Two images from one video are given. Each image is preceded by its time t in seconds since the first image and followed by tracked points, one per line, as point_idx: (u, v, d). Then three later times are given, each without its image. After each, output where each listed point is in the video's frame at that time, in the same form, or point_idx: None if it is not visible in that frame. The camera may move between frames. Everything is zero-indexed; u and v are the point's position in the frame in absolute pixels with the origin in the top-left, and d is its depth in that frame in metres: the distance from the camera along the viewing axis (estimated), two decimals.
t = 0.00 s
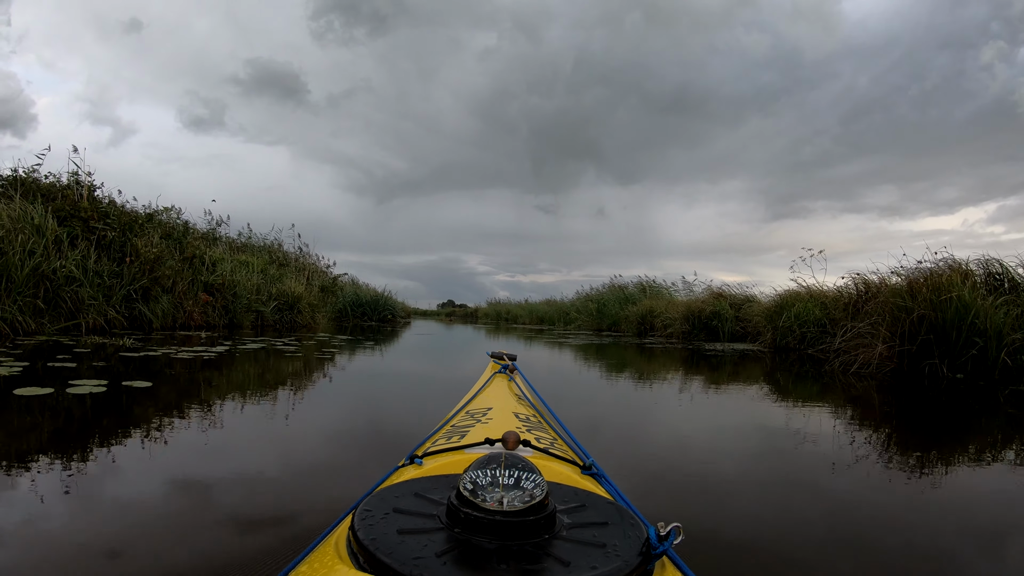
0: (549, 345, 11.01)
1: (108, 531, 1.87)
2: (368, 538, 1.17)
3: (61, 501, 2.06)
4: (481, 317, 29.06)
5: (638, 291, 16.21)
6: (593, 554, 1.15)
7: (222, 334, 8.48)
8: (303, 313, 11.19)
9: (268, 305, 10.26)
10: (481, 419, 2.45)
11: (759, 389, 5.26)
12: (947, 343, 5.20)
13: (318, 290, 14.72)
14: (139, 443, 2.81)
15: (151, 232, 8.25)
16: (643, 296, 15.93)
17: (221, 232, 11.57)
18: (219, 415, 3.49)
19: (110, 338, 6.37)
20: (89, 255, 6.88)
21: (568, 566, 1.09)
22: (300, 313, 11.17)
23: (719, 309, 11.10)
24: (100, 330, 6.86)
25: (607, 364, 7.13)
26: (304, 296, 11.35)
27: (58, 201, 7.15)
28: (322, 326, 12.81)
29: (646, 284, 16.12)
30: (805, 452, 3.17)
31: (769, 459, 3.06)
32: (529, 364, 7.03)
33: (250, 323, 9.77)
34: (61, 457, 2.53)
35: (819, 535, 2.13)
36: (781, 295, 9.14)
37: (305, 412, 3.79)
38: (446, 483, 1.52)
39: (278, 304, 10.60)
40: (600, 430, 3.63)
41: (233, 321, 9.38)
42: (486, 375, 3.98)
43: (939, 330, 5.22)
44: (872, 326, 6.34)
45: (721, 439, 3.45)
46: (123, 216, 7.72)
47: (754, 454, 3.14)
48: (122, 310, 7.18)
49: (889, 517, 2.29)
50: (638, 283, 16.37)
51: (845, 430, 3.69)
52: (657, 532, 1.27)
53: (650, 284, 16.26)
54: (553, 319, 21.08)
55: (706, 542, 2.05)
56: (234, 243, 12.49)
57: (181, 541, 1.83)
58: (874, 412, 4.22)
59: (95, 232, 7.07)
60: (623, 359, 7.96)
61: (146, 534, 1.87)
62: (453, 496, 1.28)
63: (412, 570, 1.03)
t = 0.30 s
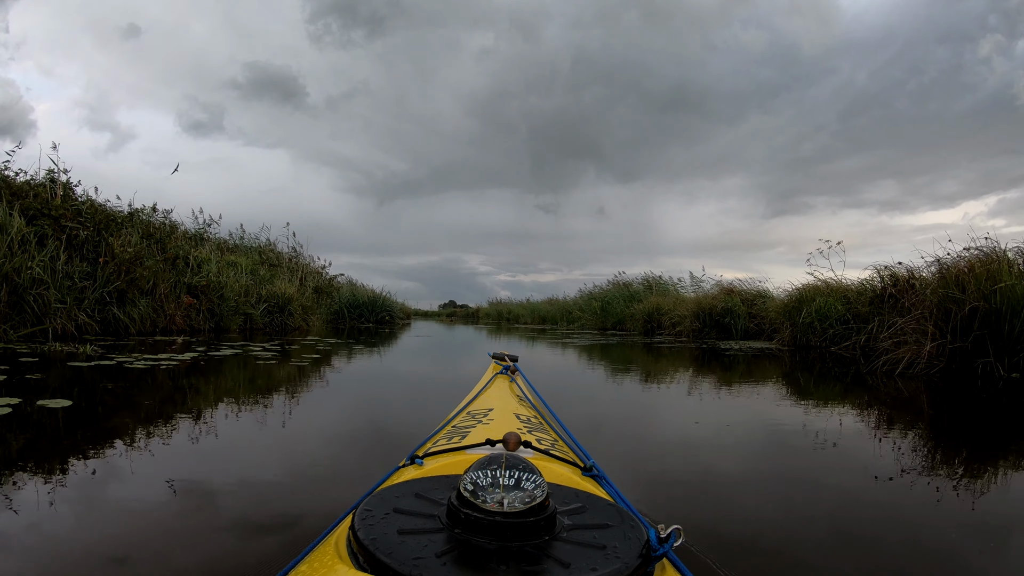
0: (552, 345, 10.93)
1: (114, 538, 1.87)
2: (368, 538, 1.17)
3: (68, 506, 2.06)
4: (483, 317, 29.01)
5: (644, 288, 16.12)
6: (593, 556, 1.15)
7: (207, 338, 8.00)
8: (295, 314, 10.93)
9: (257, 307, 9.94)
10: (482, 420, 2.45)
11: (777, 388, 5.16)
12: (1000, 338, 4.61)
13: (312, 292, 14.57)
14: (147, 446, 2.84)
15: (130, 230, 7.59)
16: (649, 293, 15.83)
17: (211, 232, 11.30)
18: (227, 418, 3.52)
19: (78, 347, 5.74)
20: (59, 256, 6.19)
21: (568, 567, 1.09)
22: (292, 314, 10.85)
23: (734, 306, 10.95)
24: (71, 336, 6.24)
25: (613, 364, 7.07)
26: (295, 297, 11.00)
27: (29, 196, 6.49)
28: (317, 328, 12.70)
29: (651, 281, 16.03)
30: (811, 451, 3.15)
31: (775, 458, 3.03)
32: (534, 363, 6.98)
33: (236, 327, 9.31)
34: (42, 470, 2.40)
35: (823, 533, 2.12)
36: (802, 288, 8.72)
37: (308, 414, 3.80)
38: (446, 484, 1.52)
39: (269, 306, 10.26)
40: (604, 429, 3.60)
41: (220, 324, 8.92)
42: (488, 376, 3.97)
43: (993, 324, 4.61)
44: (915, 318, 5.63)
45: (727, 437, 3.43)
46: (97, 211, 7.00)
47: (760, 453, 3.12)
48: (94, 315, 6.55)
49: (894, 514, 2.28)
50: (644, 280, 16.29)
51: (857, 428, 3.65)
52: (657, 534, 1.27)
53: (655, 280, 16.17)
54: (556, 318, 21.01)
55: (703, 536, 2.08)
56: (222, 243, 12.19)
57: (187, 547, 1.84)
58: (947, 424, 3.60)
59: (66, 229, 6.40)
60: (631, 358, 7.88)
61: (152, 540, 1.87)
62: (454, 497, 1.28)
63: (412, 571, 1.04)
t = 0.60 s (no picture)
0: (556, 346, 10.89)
1: (119, 542, 1.88)
2: (370, 542, 1.17)
3: (73, 511, 2.08)
4: (485, 317, 28.99)
5: (649, 287, 16.06)
6: (596, 554, 1.15)
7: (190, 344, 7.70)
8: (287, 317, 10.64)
9: (246, 309, 9.72)
10: (482, 420, 2.46)
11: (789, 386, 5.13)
12: None
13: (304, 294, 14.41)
14: (152, 448, 2.87)
15: (103, 230, 7.32)
16: (656, 291, 15.73)
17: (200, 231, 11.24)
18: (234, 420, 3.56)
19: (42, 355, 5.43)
20: (26, 256, 6.01)
21: (572, 566, 1.09)
22: (283, 318, 10.56)
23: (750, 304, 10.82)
24: (37, 343, 5.97)
25: (618, 365, 7.03)
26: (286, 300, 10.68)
27: None
28: (310, 330, 12.63)
29: (658, 279, 15.95)
30: (813, 447, 3.15)
31: (780, 455, 3.02)
32: (538, 364, 6.96)
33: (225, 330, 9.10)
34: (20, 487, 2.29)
35: (826, 527, 2.13)
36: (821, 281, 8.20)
37: (310, 416, 3.82)
38: (448, 485, 1.52)
39: (258, 308, 10.01)
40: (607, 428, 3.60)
41: (206, 327, 8.65)
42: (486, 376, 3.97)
43: None
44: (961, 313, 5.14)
45: (730, 435, 3.43)
46: (67, 209, 6.74)
47: (762, 450, 3.12)
48: (64, 320, 6.26)
49: (897, 509, 2.28)
50: (651, 278, 16.21)
51: (870, 427, 3.61)
52: (660, 531, 1.27)
53: (662, 278, 16.08)
54: (559, 319, 20.99)
55: (705, 530, 2.09)
56: (209, 244, 12.07)
57: (191, 550, 1.85)
58: (1002, 437, 3.16)
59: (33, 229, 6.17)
60: (637, 360, 7.84)
61: (157, 543, 1.89)
62: (455, 498, 1.28)
63: (414, 573, 1.04)
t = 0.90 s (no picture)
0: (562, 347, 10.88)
1: (126, 544, 1.88)
2: (375, 546, 1.18)
3: (79, 510, 2.09)
4: (491, 318, 29.04)
5: (660, 287, 15.99)
6: (601, 549, 1.16)
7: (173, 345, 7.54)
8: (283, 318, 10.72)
9: (238, 309, 9.68)
10: (482, 420, 2.47)
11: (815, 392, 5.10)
12: None
13: (305, 294, 14.38)
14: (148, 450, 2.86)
15: (79, 225, 7.35)
16: (667, 291, 15.64)
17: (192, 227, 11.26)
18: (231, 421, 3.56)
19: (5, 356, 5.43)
20: None
21: (577, 562, 1.10)
22: (277, 317, 10.49)
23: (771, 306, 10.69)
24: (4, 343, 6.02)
25: (628, 369, 7.03)
26: (280, 298, 10.65)
27: None
28: (308, 330, 12.65)
29: (669, 279, 15.88)
30: (817, 448, 3.15)
31: (785, 456, 3.02)
32: (545, 365, 6.97)
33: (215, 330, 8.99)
34: None
35: (833, 526, 2.13)
36: (853, 281, 8.08)
37: (312, 416, 3.84)
38: (450, 486, 1.53)
39: (251, 308, 9.96)
40: (612, 428, 3.62)
41: (194, 327, 8.52)
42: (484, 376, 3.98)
43: None
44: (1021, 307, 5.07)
45: (733, 435, 3.44)
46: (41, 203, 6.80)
47: (765, 450, 3.13)
48: (35, 319, 6.30)
49: (904, 510, 2.27)
50: (663, 279, 16.12)
51: (880, 429, 3.60)
52: (663, 523, 1.27)
53: (675, 279, 15.99)
54: (566, 320, 20.99)
55: (713, 528, 2.09)
56: (201, 240, 12.08)
57: (198, 552, 1.86)
58: None
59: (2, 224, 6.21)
60: (649, 363, 7.82)
61: (165, 545, 1.90)
62: (457, 499, 1.29)
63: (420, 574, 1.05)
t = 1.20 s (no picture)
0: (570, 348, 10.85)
1: (131, 544, 1.90)
2: (371, 546, 1.19)
3: (82, 509, 2.11)
4: (497, 318, 29.04)
5: (677, 287, 15.89)
6: (596, 549, 1.16)
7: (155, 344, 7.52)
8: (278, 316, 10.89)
9: (231, 305, 9.76)
10: (478, 420, 2.47)
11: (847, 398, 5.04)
12: None
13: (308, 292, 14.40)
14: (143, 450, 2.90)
15: (57, 216, 7.39)
16: (683, 291, 15.53)
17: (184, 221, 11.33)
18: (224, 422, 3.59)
19: None
20: None
21: (573, 563, 1.10)
22: (271, 315, 10.77)
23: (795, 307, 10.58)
24: None
25: (640, 372, 7.00)
26: (275, 294, 10.85)
27: None
28: (307, 330, 12.71)
29: (685, 279, 15.78)
30: (821, 450, 3.14)
31: (788, 458, 3.01)
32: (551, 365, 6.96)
33: (205, 329, 9.01)
34: None
35: (836, 529, 2.12)
36: (887, 282, 8.04)
37: (311, 416, 3.86)
38: (446, 486, 1.54)
39: (243, 305, 10.07)
40: (617, 428, 3.62)
41: (182, 325, 8.53)
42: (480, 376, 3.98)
43: None
44: None
45: (738, 437, 3.43)
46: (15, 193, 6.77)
47: (770, 453, 3.12)
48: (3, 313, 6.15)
49: (907, 514, 2.25)
50: (679, 279, 16.01)
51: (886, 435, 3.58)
52: (659, 524, 1.28)
53: (691, 279, 15.87)
54: (575, 321, 20.93)
55: (714, 531, 2.09)
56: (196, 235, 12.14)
57: (201, 553, 1.88)
58: None
59: None
60: (663, 366, 7.79)
61: (170, 545, 1.92)
62: (454, 499, 1.30)
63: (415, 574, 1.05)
